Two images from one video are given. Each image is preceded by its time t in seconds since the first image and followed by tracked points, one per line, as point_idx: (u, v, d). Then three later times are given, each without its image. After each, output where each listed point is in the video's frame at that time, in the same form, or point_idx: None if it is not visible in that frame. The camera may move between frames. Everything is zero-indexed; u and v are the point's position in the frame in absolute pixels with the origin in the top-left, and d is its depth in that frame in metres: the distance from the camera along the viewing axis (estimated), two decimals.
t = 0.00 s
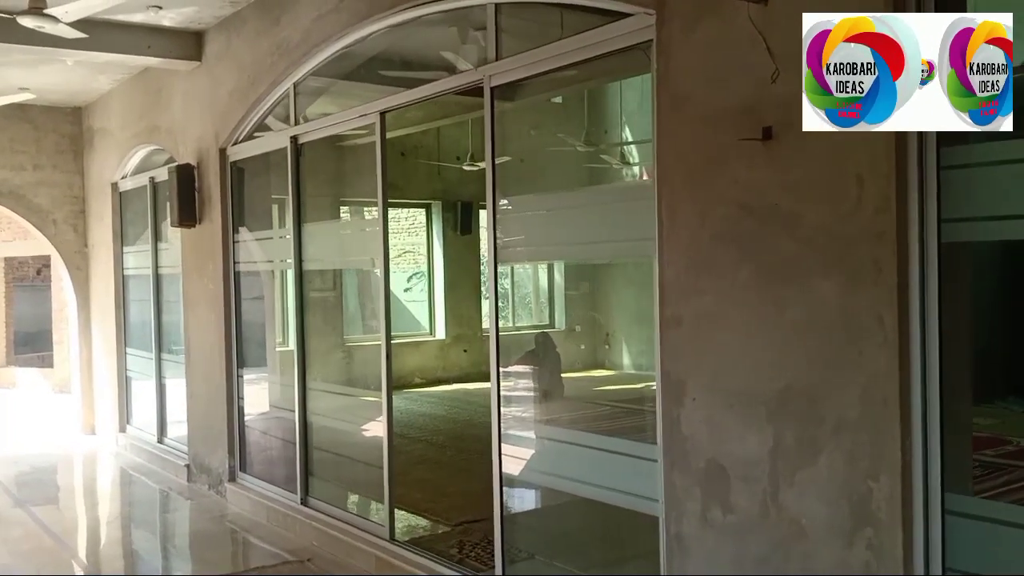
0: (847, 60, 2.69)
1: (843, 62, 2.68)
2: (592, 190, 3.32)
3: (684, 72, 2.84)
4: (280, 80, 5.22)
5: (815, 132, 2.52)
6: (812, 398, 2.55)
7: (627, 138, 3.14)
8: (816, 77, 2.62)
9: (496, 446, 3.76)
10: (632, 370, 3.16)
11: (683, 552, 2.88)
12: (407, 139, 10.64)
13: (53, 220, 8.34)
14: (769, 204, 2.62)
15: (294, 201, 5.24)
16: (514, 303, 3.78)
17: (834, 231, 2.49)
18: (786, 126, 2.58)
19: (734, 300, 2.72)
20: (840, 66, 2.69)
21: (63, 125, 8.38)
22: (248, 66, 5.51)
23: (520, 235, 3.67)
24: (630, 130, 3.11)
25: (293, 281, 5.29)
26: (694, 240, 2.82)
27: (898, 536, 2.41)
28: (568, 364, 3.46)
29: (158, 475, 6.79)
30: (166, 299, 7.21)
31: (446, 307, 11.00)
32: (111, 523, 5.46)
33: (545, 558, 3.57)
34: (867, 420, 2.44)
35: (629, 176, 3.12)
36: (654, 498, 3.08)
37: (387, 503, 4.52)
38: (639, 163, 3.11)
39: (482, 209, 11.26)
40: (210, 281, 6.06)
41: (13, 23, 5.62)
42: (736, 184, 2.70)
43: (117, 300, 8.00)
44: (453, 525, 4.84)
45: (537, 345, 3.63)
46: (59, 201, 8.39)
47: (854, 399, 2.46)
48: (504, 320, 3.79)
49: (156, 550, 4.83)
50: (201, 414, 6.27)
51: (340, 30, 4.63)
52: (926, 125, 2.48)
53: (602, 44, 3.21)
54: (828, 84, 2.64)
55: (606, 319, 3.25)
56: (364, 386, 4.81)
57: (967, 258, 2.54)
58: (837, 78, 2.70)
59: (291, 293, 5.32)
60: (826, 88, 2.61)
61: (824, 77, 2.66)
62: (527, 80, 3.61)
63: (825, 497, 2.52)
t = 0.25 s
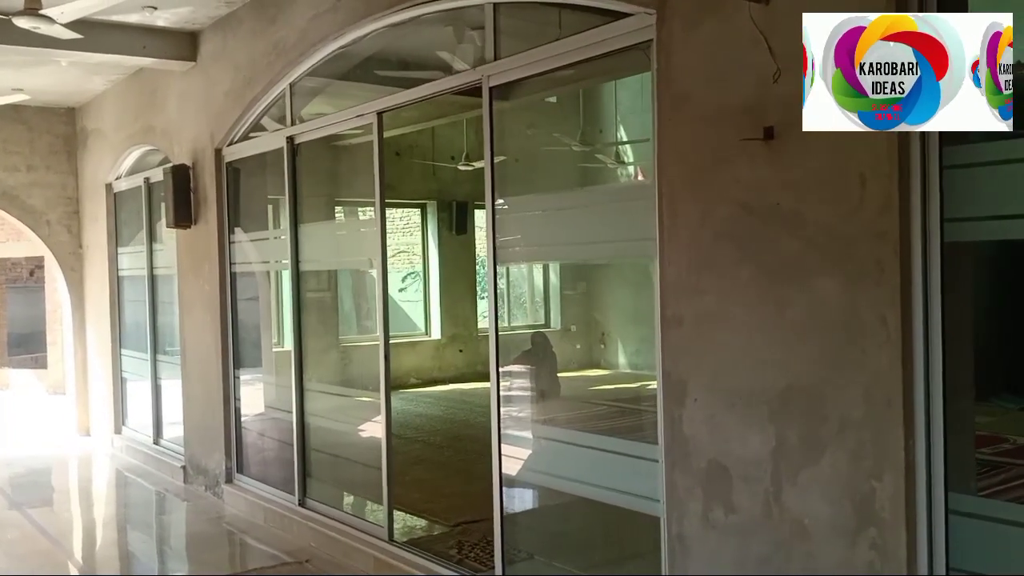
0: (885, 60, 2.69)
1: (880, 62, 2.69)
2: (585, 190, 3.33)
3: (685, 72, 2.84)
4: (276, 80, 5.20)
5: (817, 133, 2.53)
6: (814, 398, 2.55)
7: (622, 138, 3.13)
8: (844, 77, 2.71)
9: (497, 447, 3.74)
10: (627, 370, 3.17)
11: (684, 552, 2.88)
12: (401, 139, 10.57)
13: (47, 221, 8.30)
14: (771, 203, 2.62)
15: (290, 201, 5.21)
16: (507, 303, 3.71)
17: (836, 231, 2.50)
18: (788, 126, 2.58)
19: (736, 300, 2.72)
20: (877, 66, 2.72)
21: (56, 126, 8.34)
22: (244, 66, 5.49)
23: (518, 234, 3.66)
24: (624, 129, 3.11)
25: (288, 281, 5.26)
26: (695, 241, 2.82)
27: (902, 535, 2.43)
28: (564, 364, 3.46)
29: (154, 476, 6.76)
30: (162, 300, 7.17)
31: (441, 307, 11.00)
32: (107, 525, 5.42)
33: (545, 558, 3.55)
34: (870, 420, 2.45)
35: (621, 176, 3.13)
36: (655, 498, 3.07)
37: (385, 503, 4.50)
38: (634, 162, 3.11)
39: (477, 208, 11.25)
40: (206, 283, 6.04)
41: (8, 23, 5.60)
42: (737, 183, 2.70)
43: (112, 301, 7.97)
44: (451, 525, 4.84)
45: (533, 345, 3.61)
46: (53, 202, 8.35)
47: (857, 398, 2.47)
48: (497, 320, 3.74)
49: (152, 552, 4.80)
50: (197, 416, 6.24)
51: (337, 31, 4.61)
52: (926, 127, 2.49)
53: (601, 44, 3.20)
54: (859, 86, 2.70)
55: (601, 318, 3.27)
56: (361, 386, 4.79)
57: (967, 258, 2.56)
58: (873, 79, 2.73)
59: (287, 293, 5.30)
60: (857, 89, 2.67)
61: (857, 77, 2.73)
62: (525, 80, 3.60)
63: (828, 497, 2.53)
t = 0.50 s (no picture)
0: (927, 60, 2.74)
1: (921, 61, 2.74)
2: (581, 192, 3.33)
3: (686, 71, 2.84)
4: (274, 79, 5.19)
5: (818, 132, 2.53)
6: (816, 396, 2.55)
7: (618, 136, 3.13)
8: (886, 77, 2.75)
9: (497, 447, 3.73)
10: (624, 368, 3.16)
11: (686, 550, 2.89)
12: (398, 138, 10.45)
13: (42, 221, 8.27)
14: (772, 201, 2.62)
15: (287, 200, 5.19)
16: (502, 302, 3.68)
17: (838, 229, 2.50)
18: (789, 125, 2.59)
19: (738, 298, 2.72)
20: (918, 66, 2.75)
21: (52, 125, 8.31)
22: (241, 65, 5.47)
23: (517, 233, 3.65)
24: (621, 128, 3.11)
25: (286, 282, 5.25)
26: (696, 240, 2.82)
27: (903, 534, 2.43)
28: (561, 363, 3.46)
29: (152, 477, 6.75)
30: (158, 300, 7.16)
31: (438, 306, 11.00)
32: (105, 526, 5.41)
33: (545, 557, 3.55)
34: (872, 418, 2.46)
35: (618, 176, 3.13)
36: (655, 497, 3.07)
37: (383, 503, 4.50)
38: (630, 160, 3.11)
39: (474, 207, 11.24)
40: (203, 283, 6.03)
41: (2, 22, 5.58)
42: (739, 182, 2.70)
43: (108, 301, 7.95)
44: (450, 524, 4.84)
45: (530, 345, 3.60)
46: (49, 202, 8.33)
47: (859, 396, 2.47)
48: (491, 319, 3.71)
49: (150, 552, 4.79)
50: (195, 416, 6.23)
51: (335, 30, 4.60)
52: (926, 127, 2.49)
53: (599, 43, 3.20)
54: (901, 85, 2.72)
55: (598, 317, 3.25)
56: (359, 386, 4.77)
57: (967, 256, 2.57)
58: (916, 78, 2.75)
59: (285, 293, 5.29)
60: (898, 89, 2.70)
61: (898, 77, 2.75)
62: (524, 79, 3.59)
63: (830, 495, 2.53)
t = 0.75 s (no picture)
0: (965, 60, 2.79)
1: (961, 61, 2.79)
2: (579, 192, 3.33)
3: (685, 71, 2.83)
4: (271, 79, 5.18)
5: (817, 133, 2.52)
6: (815, 397, 2.55)
7: (615, 137, 3.12)
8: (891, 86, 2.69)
9: (494, 448, 3.72)
10: (622, 369, 3.17)
11: (684, 552, 2.88)
12: (396, 138, 10.39)
13: (38, 221, 8.25)
14: (772, 202, 2.62)
15: (285, 201, 5.18)
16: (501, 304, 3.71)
17: (837, 230, 2.49)
18: (788, 125, 2.58)
19: (737, 299, 2.72)
20: (958, 66, 2.79)
21: (48, 125, 8.29)
22: (238, 65, 5.46)
23: (515, 233, 3.64)
24: (619, 129, 3.10)
25: (283, 282, 5.24)
26: (696, 240, 2.82)
27: (902, 535, 2.42)
28: (559, 363, 3.46)
29: (148, 478, 6.73)
30: (155, 300, 7.14)
31: (435, 307, 11.00)
32: (101, 527, 5.39)
33: (543, 559, 3.55)
34: (871, 419, 2.45)
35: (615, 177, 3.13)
36: (654, 498, 3.06)
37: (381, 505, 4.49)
38: (628, 162, 3.10)
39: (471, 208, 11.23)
40: (200, 283, 6.01)
41: None
42: (738, 183, 2.69)
43: (104, 302, 7.92)
44: (448, 526, 4.83)
45: (528, 345, 3.61)
46: (45, 202, 8.31)
47: (859, 397, 2.47)
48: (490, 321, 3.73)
49: (147, 554, 4.77)
50: (192, 417, 6.21)
51: (333, 30, 4.59)
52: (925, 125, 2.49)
53: (598, 43, 3.19)
54: (943, 85, 2.73)
55: (596, 318, 3.26)
56: (357, 386, 4.76)
57: (966, 257, 2.56)
58: (955, 78, 2.78)
59: (282, 293, 5.27)
60: (941, 89, 2.71)
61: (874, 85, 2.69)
62: (522, 79, 3.58)
63: (830, 497, 2.53)
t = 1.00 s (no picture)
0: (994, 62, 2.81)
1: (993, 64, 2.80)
2: (576, 196, 3.31)
3: (682, 76, 2.82)
4: (269, 82, 5.16)
5: (813, 139, 2.51)
6: (810, 405, 2.53)
7: (614, 141, 3.11)
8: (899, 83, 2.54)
9: (488, 452, 3.70)
10: (619, 374, 3.14)
11: (678, 560, 2.86)
12: (393, 142, 10.56)
13: (35, 223, 8.24)
14: (767, 208, 2.60)
15: (282, 204, 5.17)
16: (500, 308, 3.71)
17: (833, 237, 2.48)
18: (784, 131, 2.57)
19: (731, 306, 2.70)
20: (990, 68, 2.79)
21: (45, 127, 8.28)
22: (236, 68, 5.45)
23: (512, 237, 3.62)
24: (616, 132, 3.08)
25: (280, 285, 5.23)
26: (691, 246, 2.80)
27: (897, 545, 2.41)
28: (555, 367, 3.45)
29: (143, 481, 6.71)
30: (151, 303, 7.12)
31: (433, 310, 10.97)
32: (95, 530, 5.37)
33: (537, 565, 3.53)
34: (867, 428, 2.43)
35: (613, 180, 3.12)
36: (649, 506, 3.04)
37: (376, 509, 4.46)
38: (626, 166, 3.08)
39: (470, 211, 11.22)
40: (196, 286, 6.00)
41: None
42: (734, 188, 2.68)
43: (102, 304, 7.91)
44: (443, 531, 4.81)
45: (525, 350, 3.61)
46: (42, 204, 8.30)
47: (854, 405, 2.45)
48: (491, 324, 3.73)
49: (141, 557, 4.75)
50: (188, 421, 6.19)
51: (330, 33, 4.58)
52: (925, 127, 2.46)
53: (595, 47, 3.18)
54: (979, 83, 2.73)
55: (594, 323, 3.21)
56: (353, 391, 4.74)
57: (963, 265, 2.55)
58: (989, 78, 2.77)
59: (279, 296, 5.26)
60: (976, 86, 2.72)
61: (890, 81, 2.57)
62: (519, 83, 3.57)
63: (824, 506, 2.51)
